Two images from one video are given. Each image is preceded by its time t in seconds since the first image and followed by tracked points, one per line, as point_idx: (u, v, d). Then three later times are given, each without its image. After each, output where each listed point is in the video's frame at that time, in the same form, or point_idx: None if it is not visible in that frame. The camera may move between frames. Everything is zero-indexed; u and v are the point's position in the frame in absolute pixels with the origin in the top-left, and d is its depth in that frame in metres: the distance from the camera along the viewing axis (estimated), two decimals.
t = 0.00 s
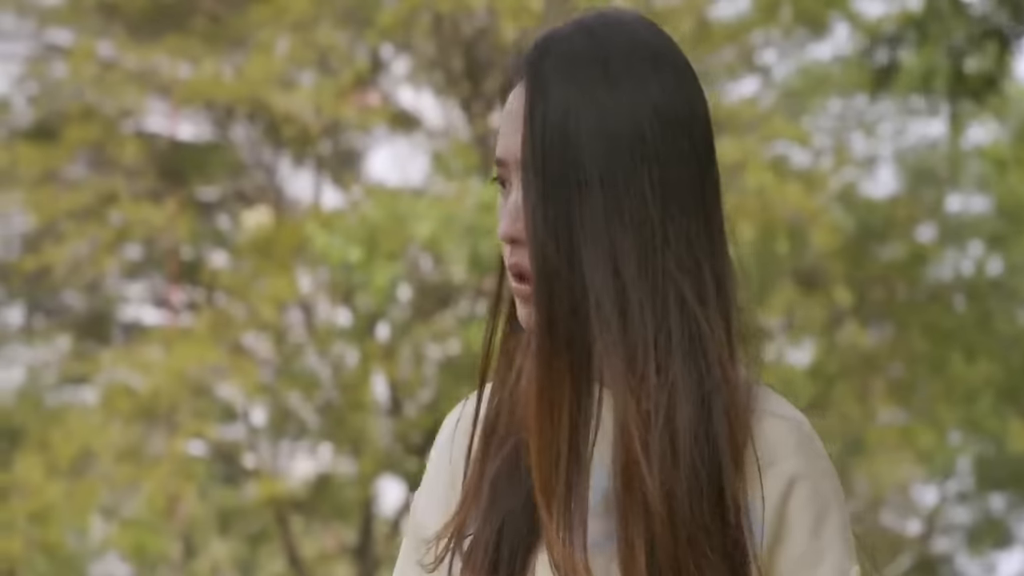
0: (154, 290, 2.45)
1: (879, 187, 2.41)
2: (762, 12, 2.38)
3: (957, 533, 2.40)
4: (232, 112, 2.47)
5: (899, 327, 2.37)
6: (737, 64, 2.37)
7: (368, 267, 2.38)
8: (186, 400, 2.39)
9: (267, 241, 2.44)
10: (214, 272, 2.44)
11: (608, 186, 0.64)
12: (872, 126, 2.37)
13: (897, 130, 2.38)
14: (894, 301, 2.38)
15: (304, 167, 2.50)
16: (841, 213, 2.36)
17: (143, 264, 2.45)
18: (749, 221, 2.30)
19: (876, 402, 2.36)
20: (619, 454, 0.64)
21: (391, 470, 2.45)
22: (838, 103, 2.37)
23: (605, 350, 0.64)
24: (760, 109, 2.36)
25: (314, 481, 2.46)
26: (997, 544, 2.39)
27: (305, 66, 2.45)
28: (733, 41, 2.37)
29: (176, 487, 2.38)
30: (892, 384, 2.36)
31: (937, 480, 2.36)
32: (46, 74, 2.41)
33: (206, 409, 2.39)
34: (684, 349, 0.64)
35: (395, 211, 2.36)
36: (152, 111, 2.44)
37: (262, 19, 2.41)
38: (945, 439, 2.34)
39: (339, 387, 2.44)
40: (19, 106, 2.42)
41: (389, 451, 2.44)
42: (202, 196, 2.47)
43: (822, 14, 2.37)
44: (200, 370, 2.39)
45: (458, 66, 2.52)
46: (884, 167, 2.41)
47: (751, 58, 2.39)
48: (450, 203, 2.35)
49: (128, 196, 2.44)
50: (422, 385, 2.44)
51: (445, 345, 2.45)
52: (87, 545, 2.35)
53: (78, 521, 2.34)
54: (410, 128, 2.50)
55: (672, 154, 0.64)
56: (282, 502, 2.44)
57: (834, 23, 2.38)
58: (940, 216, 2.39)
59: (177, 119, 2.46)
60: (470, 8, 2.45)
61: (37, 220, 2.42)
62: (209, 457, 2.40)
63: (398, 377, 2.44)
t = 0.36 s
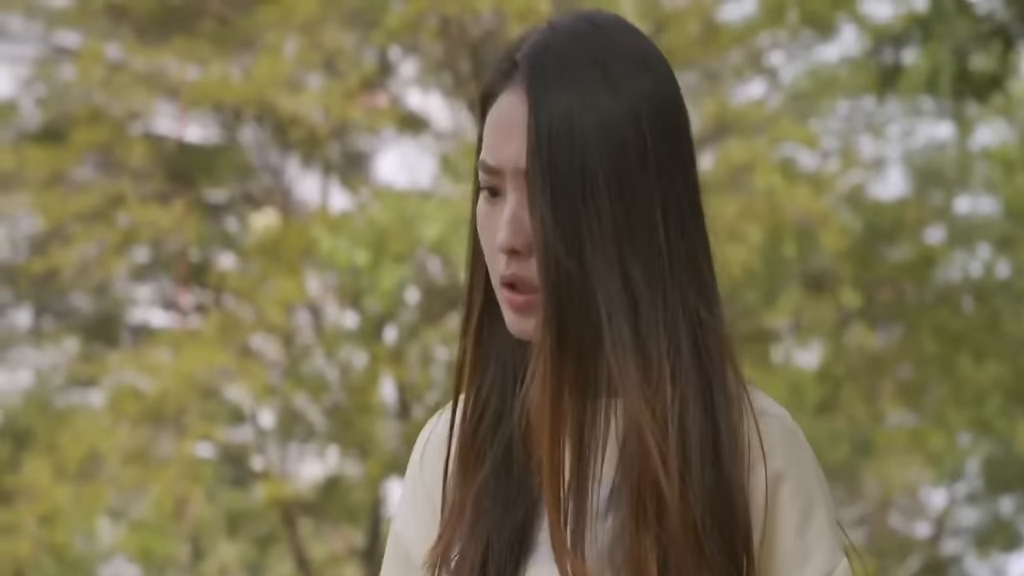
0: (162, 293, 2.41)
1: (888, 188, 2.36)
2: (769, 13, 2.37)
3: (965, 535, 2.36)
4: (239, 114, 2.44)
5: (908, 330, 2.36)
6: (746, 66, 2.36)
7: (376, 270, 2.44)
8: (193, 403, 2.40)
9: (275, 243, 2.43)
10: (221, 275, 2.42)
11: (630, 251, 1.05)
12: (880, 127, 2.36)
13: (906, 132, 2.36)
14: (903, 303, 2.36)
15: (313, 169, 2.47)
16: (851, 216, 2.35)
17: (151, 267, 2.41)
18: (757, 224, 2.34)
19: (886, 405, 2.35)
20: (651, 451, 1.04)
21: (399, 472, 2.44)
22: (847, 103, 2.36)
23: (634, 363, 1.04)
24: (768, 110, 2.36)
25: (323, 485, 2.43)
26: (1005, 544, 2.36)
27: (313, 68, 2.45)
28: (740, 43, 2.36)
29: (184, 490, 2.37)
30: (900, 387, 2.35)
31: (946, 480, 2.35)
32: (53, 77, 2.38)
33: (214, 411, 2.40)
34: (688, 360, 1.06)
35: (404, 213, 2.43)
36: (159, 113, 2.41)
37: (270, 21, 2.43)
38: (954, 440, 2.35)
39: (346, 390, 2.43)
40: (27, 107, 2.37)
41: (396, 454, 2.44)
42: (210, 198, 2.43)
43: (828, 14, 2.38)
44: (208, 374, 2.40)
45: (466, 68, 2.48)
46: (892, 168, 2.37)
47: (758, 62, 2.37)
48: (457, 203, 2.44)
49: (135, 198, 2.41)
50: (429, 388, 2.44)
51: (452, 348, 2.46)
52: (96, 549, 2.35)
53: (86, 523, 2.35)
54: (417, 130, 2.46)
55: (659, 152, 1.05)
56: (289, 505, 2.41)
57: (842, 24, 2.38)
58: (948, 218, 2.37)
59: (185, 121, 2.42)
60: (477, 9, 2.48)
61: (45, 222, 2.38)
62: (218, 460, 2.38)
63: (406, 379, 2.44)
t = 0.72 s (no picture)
0: (172, 297, 2.41)
1: (899, 192, 2.36)
2: (780, 17, 2.37)
3: (976, 539, 2.36)
4: (250, 118, 2.44)
5: (920, 334, 2.35)
6: (756, 69, 2.36)
7: (386, 275, 2.42)
8: (205, 406, 2.39)
9: (286, 246, 2.42)
10: (233, 278, 2.42)
11: (640, 248, 1.04)
12: (891, 130, 2.35)
13: (917, 135, 2.35)
14: (914, 306, 2.35)
15: (324, 173, 2.47)
16: (862, 220, 2.34)
17: (161, 272, 2.41)
18: (768, 228, 2.33)
19: (897, 409, 2.34)
20: (663, 441, 1.05)
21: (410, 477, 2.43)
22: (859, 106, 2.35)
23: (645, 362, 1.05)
24: (779, 114, 2.36)
25: (335, 489, 2.43)
26: (1017, 549, 2.35)
27: (325, 73, 2.44)
28: (750, 46, 2.36)
29: (196, 494, 2.37)
30: (911, 391, 2.35)
31: (958, 485, 2.34)
32: (65, 81, 2.39)
33: (225, 415, 2.39)
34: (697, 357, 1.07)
35: (415, 216, 2.40)
36: (171, 117, 2.42)
37: (281, 24, 2.42)
38: (965, 444, 2.33)
39: (357, 393, 2.43)
40: (38, 112, 2.39)
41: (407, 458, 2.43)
42: (223, 202, 2.44)
43: (838, 17, 2.37)
44: (220, 377, 2.39)
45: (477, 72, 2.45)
46: (904, 172, 2.36)
47: (769, 65, 2.37)
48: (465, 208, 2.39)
49: (146, 203, 2.41)
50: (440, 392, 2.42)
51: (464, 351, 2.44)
52: (107, 553, 2.35)
53: (97, 527, 2.35)
54: (428, 133, 2.45)
55: (668, 148, 1.06)
56: (301, 509, 2.42)
57: (853, 27, 2.37)
58: (960, 221, 2.35)
59: (197, 125, 2.42)
60: (488, 13, 2.44)
61: (57, 226, 2.39)
62: (230, 464, 2.39)
63: (417, 383, 2.42)
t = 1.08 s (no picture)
0: (194, 299, 2.42)
1: (920, 194, 2.34)
2: (800, 18, 2.36)
3: (999, 541, 2.34)
4: (271, 120, 2.44)
5: (941, 336, 2.34)
6: (775, 71, 2.36)
7: (405, 278, 2.40)
8: (226, 408, 2.39)
9: (307, 249, 2.42)
10: (254, 281, 2.42)
11: (665, 249, 1.09)
12: (911, 132, 2.34)
13: (937, 137, 2.34)
14: (935, 307, 2.34)
15: (344, 175, 2.46)
16: (884, 222, 2.33)
17: (182, 275, 2.42)
18: (789, 231, 2.32)
19: (919, 411, 2.33)
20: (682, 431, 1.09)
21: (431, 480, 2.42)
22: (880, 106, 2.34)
23: (671, 355, 1.09)
24: (800, 115, 2.34)
25: (356, 492, 2.42)
26: None
27: (344, 75, 2.43)
28: (770, 48, 2.36)
29: (217, 496, 2.36)
30: (933, 393, 2.33)
31: (979, 487, 2.32)
32: (85, 83, 2.40)
33: (245, 416, 2.39)
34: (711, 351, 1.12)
35: (435, 219, 2.38)
36: (192, 120, 2.42)
37: (300, 25, 2.42)
38: (986, 445, 2.32)
39: (377, 395, 2.41)
40: (59, 115, 2.41)
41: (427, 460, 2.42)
42: (244, 205, 2.44)
43: (858, 18, 2.36)
44: (241, 378, 2.39)
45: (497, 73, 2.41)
46: (925, 174, 2.35)
47: (789, 67, 2.36)
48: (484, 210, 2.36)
49: (167, 204, 2.42)
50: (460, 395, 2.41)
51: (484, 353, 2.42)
52: (127, 555, 2.36)
53: (118, 529, 2.36)
54: (449, 134, 2.42)
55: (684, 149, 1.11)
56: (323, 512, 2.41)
57: (873, 28, 2.36)
58: (982, 223, 2.33)
59: (217, 128, 2.43)
60: (508, 15, 2.40)
61: (77, 229, 2.41)
62: (251, 466, 2.38)
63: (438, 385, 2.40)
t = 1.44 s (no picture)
0: (220, 302, 2.41)
1: (947, 195, 2.31)
2: (827, 19, 2.34)
3: None
4: (297, 123, 2.42)
5: (968, 338, 2.30)
6: (801, 73, 2.35)
7: (431, 283, 2.35)
8: (253, 411, 2.37)
9: (332, 251, 2.40)
10: (280, 283, 2.40)
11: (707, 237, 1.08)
12: (939, 133, 2.31)
13: (964, 138, 2.31)
14: (962, 309, 2.30)
15: (372, 177, 2.43)
16: (910, 225, 2.31)
17: (209, 277, 2.41)
18: (816, 235, 2.30)
19: (947, 412, 2.30)
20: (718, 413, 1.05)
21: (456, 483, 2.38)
22: (907, 107, 2.31)
23: (715, 343, 1.06)
24: (826, 117, 2.33)
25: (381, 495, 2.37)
26: None
27: (371, 77, 2.41)
28: (798, 49, 2.34)
29: (244, 499, 2.35)
30: (960, 395, 2.29)
31: (1007, 488, 2.29)
32: (112, 86, 2.41)
33: (273, 418, 2.36)
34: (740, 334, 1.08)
35: (460, 223, 2.33)
36: (219, 122, 2.42)
37: (327, 27, 2.41)
38: (1014, 447, 2.28)
39: (404, 396, 2.37)
40: (86, 118, 2.42)
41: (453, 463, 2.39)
42: (271, 207, 2.42)
43: (885, 19, 2.33)
44: (269, 379, 2.36)
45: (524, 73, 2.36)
46: (952, 175, 2.31)
47: (816, 69, 2.34)
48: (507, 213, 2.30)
49: (195, 207, 2.41)
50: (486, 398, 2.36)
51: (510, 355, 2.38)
52: (155, 557, 2.37)
53: (146, 531, 2.37)
54: (475, 135, 2.39)
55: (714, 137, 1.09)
56: (351, 514, 2.36)
57: (900, 29, 2.32)
58: (1011, 224, 2.29)
59: (244, 129, 2.42)
60: (535, 16, 2.36)
61: (104, 231, 2.41)
62: (277, 469, 2.36)
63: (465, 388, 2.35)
